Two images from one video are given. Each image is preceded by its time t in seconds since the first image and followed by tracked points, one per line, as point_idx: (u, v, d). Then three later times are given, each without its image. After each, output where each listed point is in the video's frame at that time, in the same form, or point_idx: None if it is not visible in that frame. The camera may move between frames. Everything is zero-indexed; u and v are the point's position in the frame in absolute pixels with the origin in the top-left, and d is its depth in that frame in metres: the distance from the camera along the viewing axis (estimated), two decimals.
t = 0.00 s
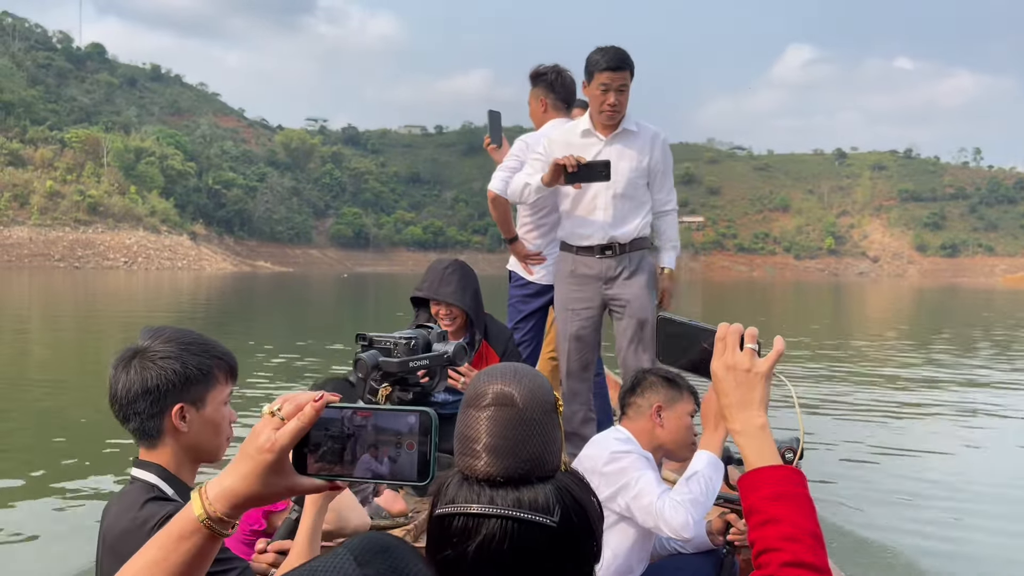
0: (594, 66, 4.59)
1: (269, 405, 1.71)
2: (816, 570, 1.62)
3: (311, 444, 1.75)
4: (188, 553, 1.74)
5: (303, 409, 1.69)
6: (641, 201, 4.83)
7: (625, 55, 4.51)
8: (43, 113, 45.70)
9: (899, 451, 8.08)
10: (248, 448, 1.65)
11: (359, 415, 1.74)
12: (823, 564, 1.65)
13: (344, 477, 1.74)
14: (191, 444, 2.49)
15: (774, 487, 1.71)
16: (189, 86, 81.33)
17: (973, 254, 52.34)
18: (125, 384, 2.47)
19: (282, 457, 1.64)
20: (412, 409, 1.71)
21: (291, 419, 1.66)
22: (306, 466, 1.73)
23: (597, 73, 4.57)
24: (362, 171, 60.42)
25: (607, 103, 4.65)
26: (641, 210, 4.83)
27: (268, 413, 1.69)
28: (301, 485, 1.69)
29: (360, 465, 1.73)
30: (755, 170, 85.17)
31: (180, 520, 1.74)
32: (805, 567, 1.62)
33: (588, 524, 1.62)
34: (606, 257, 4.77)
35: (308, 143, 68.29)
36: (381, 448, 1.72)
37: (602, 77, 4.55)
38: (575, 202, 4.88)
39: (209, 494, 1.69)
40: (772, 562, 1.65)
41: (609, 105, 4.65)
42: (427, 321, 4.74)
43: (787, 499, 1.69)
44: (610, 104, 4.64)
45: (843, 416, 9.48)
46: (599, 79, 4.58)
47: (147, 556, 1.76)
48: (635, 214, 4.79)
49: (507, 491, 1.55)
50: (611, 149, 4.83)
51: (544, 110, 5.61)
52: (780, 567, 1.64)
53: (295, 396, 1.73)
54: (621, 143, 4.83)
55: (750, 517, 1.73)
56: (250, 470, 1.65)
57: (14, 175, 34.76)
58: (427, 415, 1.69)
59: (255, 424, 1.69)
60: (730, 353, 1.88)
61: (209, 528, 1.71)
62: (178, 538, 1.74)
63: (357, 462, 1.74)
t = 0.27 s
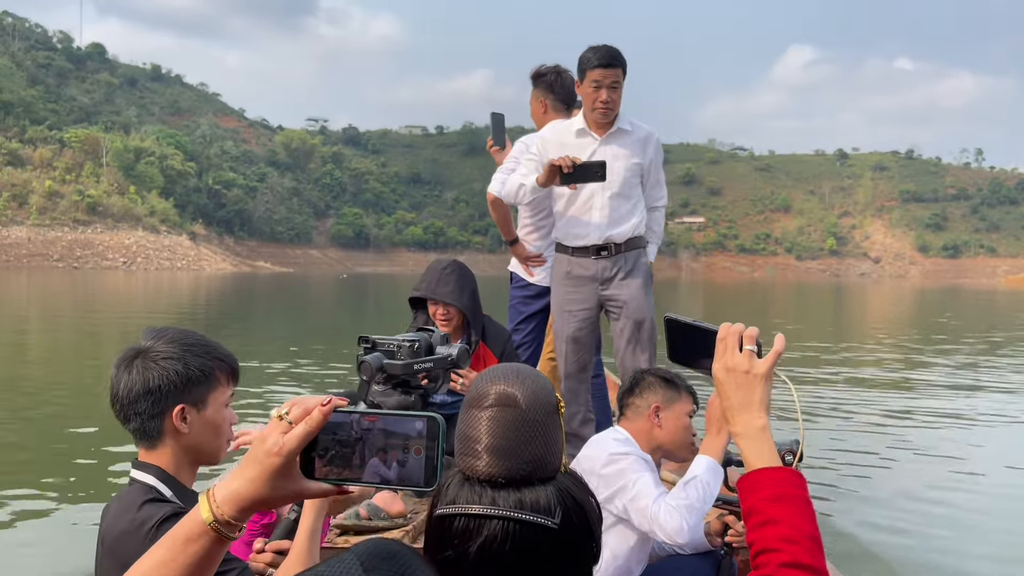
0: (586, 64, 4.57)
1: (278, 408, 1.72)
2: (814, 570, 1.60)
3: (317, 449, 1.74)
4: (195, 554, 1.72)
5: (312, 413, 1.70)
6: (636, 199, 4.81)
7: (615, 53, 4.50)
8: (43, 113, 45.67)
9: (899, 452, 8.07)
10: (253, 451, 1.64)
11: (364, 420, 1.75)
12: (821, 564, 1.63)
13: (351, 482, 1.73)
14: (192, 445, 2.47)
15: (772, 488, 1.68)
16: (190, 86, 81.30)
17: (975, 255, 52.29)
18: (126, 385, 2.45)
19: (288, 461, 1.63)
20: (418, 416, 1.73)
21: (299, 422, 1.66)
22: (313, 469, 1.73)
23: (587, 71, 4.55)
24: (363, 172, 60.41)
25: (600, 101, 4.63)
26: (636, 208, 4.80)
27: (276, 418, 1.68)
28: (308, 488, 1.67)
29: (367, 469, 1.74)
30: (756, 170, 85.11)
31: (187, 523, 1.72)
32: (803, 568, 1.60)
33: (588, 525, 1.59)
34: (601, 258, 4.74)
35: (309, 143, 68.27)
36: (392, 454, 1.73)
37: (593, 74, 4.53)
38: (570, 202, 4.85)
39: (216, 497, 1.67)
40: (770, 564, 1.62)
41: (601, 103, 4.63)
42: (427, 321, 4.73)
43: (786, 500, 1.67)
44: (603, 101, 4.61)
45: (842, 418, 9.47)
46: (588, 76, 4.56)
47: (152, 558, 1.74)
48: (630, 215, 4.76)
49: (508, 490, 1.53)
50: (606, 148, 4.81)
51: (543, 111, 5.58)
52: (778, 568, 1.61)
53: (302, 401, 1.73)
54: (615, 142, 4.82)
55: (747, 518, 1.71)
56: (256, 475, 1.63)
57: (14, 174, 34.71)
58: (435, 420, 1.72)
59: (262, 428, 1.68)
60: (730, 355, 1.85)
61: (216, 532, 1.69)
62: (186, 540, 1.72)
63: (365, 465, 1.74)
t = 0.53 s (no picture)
0: (586, 63, 4.56)
1: (281, 415, 1.68)
2: (814, 569, 1.58)
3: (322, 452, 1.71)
4: (200, 560, 1.70)
5: (315, 418, 1.66)
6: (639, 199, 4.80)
7: (616, 52, 4.48)
8: (42, 113, 45.65)
9: (899, 453, 8.06)
10: (257, 457, 1.62)
11: (367, 423, 1.71)
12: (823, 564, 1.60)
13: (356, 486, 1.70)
14: (192, 449, 2.45)
15: (774, 487, 1.66)
16: (190, 86, 81.30)
17: (976, 257, 52.28)
18: (126, 389, 2.44)
19: (292, 465, 1.60)
20: (422, 420, 1.67)
21: (302, 428, 1.62)
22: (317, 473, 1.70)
23: (588, 70, 4.53)
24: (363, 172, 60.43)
25: (600, 100, 4.61)
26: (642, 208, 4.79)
27: (280, 423, 1.65)
28: (310, 493, 1.64)
29: (370, 473, 1.71)
30: (757, 171, 85.12)
31: (191, 529, 1.70)
32: (803, 567, 1.57)
33: (594, 525, 1.57)
34: (604, 259, 4.72)
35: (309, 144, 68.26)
36: (393, 453, 1.70)
37: (593, 73, 4.51)
38: (572, 203, 4.83)
39: (221, 502, 1.65)
40: (770, 561, 1.60)
41: (601, 102, 4.61)
42: (428, 322, 4.70)
43: (787, 498, 1.64)
44: (602, 100, 4.59)
45: (844, 418, 9.46)
46: (588, 76, 4.55)
47: (157, 563, 1.72)
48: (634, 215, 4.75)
49: (514, 491, 1.50)
50: (608, 148, 4.79)
51: (543, 114, 5.57)
52: (779, 565, 1.59)
53: (307, 406, 1.71)
54: (617, 142, 4.80)
55: (749, 516, 1.69)
56: (260, 480, 1.61)
57: (12, 175, 34.68)
58: (438, 426, 1.65)
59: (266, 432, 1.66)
60: (736, 355, 1.83)
61: (220, 537, 1.67)
62: (190, 546, 1.70)
63: (368, 468, 1.71)
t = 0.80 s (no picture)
0: (588, 63, 4.53)
1: (276, 414, 1.66)
2: (819, 567, 1.54)
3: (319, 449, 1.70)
4: (196, 560, 1.67)
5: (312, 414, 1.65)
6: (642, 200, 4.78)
7: (617, 53, 4.46)
8: (40, 113, 45.66)
9: (900, 455, 8.03)
10: (252, 456, 1.59)
11: (363, 420, 1.72)
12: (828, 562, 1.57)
13: (350, 483, 1.69)
14: (187, 452, 2.42)
15: (779, 483, 1.63)
16: (189, 87, 81.29)
17: (977, 258, 52.26)
18: (120, 391, 2.41)
19: (288, 463, 1.58)
20: (416, 413, 1.70)
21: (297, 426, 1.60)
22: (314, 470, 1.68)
23: (590, 71, 4.52)
24: (362, 173, 60.40)
25: (602, 99, 4.58)
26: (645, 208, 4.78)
27: (274, 422, 1.63)
28: (307, 492, 1.63)
29: (366, 470, 1.70)
30: (757, 173, 85.12)
31: (188, 529, 1.67)
32: (807, 563, 1.54)
33: (597, 525, 1.55)
34: (606, 259, 4.70)
35: (308, 145, 68.26)
36: (391, 448, 1.69)
37: (595, 73, 4.49)
38: (574, 203, 4.81)
39: (217, 502, 1.63)
40: (772, 557, 1.57)
41: (602, 102, 4.59)
42: (428, 322, 4.67)
43: (792, 495, 1.62)
44: (604, 100, 4.57)
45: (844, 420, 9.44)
46: (590, 76, 4.52)
47: (153, 563, 1.70)
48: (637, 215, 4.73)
49: (518, 490, 1.48)
50: (609, 148, 4.77)
51: (542, 116, 5.55)
52: (781, 561, 1.56)
53: (300, 403, 1.69)
54: (618, 142, 4.78)
55: (752, 512, 1.66)
56: (255, 478, 1.58)
57: (10, 175, 34.67)
58: (432, 418, 1.69)
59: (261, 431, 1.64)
60: (741, 354, 1.81)
61: (216, 537, 1.64)
62: (186, 547, 1.67)
63: (364, 465, 1.70)
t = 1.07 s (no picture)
0: (587, 63, 4.52)
1: (276, 411, 1.64)
2: (821, 565, 1.53)
3: (316, 448, 1.68)
4: (192, 560, 1.64)
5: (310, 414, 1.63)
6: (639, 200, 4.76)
7: (616, 53, 4.45)
8: (38, 113, 45.64)
9: (900, 455, 8.03)
10: (250, 455, 1.57)
11: (362, 418, 1.71)
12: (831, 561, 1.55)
13: (348, 481, 1.67)
14: (184, 454, 2.41)
15: (780, 480, 1.62)
16: (188, 88, 81.28)
17: (975, 259, 52.28)
18: (117, 392, 2.39)
19: (287, 462, 1.56)
20: (414, 410, 1.70)
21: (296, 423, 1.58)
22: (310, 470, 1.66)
23: (590, 70, 4.50)
24: (361, 174, 60.36)
25: (601, 100, 4.57)
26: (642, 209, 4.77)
27: (272, 420, 1.61)
28: (305, 489, 1.61)
29: (365, 467, 1.68)
30: (755, 173, 85.15)
31: (184, 529, 1.64)
32: (808, 562, 1.53)
33: (603, 526, 1.53)
34: (605, 259, 4.69)
35: (307, 145, 68.26)
36: (390, 447, 1.68)
37: (595, 74, 4.48)
38: (572, 203, 4.81)
39: (214, 501, 1.60)
40: (776, 556, 1.55)
41: (602, 102, 4.57)
42: (427, 322, 4.65)
43: (793, 494, 1.60)
44: (603, 101, 4.56)
45: (843, 420, 9.43)
46: (590, 76, 4.50)
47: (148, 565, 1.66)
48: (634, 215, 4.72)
49: (524, 490, 1.46)
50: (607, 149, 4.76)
51: (540, 116, 5.54)
52: (785, 560, 1.54)
53: (300, 403, 1.68)
54: (616, 142, 4.76)
55: (754, 511, 1.65)
56: (253, 476, 1.56)
57: (7, 174, 34.63)
58: (430, 416, 1.68)
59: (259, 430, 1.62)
60: (743, 353, 1.79)
61: (214, 537, 1.61)
62: (183, 545, 1.64)
63: (364, 462, 1.69)
